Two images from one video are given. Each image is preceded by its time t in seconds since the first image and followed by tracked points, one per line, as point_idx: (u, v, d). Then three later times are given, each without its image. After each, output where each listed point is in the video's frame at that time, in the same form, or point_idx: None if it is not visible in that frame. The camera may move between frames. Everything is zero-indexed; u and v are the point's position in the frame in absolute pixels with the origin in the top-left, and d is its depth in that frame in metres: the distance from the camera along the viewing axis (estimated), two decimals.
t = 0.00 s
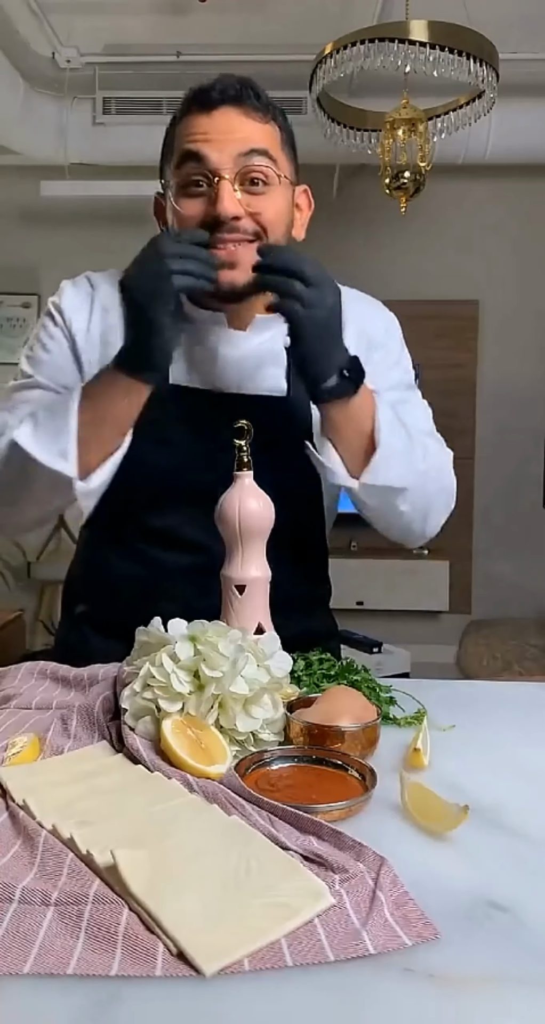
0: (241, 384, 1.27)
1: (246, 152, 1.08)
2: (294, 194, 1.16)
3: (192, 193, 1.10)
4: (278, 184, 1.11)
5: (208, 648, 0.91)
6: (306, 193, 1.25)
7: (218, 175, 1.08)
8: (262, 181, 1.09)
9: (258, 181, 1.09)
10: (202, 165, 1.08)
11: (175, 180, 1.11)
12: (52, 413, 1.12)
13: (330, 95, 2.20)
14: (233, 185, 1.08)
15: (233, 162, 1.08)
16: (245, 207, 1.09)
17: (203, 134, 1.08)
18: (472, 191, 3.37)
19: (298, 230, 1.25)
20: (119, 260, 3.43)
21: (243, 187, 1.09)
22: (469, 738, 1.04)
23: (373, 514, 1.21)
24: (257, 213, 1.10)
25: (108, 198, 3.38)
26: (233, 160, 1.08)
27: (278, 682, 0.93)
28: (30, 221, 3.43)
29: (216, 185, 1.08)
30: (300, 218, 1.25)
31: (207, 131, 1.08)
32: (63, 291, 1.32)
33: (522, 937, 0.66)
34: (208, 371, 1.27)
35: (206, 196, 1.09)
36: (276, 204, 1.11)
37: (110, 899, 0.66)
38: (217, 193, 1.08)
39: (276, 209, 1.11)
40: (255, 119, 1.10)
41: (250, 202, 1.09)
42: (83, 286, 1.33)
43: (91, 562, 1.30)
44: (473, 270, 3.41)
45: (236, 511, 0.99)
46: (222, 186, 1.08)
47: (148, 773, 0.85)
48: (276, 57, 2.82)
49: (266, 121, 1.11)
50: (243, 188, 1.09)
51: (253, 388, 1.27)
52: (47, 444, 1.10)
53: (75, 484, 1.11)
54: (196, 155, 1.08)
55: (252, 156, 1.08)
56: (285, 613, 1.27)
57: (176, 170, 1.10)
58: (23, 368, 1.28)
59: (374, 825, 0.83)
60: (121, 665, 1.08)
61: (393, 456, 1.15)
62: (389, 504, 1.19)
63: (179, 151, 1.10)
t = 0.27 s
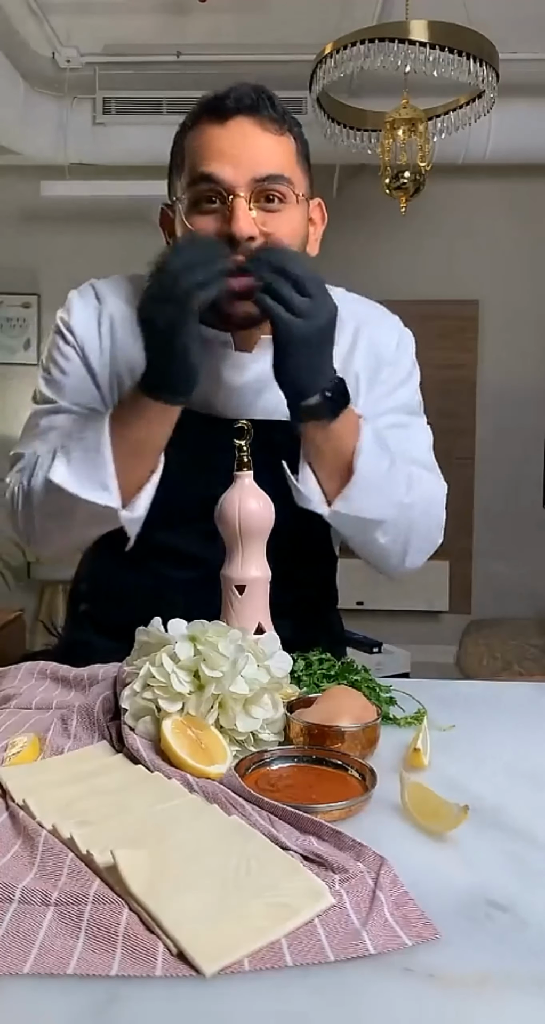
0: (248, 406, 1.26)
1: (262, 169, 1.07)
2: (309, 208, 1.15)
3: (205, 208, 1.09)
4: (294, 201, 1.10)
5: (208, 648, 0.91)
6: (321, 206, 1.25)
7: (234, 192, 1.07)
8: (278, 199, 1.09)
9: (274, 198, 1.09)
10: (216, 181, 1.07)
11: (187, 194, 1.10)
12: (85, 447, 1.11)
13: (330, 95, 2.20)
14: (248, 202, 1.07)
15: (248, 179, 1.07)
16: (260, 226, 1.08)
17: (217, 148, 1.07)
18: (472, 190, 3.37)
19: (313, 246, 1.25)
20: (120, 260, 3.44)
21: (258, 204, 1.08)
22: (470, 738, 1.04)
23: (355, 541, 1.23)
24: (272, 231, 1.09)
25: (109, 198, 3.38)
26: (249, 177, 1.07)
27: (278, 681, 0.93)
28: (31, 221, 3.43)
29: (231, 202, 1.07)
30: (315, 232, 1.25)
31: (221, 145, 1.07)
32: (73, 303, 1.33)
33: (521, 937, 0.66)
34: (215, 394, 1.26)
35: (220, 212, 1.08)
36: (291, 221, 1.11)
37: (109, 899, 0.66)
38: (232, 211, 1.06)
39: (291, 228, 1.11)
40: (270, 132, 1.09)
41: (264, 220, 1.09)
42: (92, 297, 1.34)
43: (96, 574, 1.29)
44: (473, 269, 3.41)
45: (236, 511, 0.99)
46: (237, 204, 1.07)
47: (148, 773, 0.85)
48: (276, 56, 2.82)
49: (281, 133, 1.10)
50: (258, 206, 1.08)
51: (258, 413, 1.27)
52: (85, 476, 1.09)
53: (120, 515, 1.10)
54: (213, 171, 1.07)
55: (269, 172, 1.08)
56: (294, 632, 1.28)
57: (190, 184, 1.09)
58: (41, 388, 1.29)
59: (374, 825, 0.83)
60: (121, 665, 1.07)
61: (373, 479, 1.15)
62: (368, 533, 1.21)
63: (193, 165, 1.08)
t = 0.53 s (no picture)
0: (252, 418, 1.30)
1: (269, 183, 1.08)
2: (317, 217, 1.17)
3: (211, 221, 1.12)
4: (302, 215, 1.12)
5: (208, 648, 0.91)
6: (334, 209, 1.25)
7: (239, 208, 1.09)
8: (286, 213, 1.11)
9: (280, 213, 1.11)
10: (222, 197, 1.09)
11: (191, 205, 1.12)
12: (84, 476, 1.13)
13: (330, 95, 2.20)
14: (254, 219, 1.10)
15: (254, 195, 1.08)
16: (264, 243, 1.11)
17: (225, 161, 1.08)
18: (472, 190, 3.37)
19: (324, 252, 1.25)
20: (119, 261, 3.43)
21: (264, 219, 1.11)
22: (470, 739, 1.04)
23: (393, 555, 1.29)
24: (277, 248, 1.12)
25: (108, 197, 3.38)
26: (255, 193, 1.08)
27: (277, 683, 0.92)
28: (30, 221, 3.43)
29: (236, 220, 1.09)
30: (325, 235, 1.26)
31: (228, 156, 1.08)
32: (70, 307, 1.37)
33: (521, 938, 0.66)
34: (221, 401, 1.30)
35: (225, 227, 1.11)
36: (296, 235, 1.13)
37: (110, 899, 0.66)
38: (237, 229, 1.09)
39: (298, 243, 1.13)
40: (279, 141, 1.09)
41: (269, 237, 1.11)
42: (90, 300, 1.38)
43: (105, 581, 1.32)
44: (473, 269, 3.41)
45: (236, 512, 0.99)
46: (243, 222, 1.09)
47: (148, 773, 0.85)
48: (276, 56, 2.81)
49: (291, 141, 1.09)
50: (264, 221, 1.11)
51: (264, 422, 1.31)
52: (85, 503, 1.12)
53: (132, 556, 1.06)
54: (219, 185, 1.08)
55: (277, 187, 1.09)
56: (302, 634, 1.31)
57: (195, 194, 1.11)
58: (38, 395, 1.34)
59: (374, 825, 0.83)
60: (121, 665, 1.07)
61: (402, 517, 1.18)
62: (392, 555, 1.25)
63: (199, 177, 1.10)
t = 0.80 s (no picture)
0: (255, 406, 1.27)
1: (274, 138, 1.04)
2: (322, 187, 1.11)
3: (214, 179, 1.06)
4: (308, 173, 1.06)
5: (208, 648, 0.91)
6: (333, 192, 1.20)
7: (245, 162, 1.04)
8: (292, 171, 1.05)
9: (287, 169, 1.05)
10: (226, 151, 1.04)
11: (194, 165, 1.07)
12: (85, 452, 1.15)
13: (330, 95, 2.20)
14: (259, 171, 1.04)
15: (260, 149, 1.04)
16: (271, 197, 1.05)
17: (229, 118, 1.04)
18: (471, 190, 3.37)
19: (326, 230, 1.19)
20: (119, 261, 3.43)
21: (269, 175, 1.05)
22: (470, 739, 1.04)
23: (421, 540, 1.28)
24: (284, 203, 1.05)
25: (108, 197, 3.38)
26: (260, 147, 1.04)
27: (277, 684, 0.93)
28: (30, 221, 3.43)
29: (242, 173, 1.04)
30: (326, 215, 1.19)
31: (232, 113, 1.04)
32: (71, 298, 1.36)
33: (522, 938, 0.66)
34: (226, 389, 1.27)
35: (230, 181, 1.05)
36: (303, 194, 1.07)
37: (110, 899, 0.66)
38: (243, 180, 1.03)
39: (304, 202, 1.07)
40: (284, 100, 1.05)
41: (275, 191, 1.05)
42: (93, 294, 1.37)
43: (105, 580, 1.32)
44: (473, 269, 3.41)
45: (236, 512, 0.99)
46: (249, 173, 1.03)
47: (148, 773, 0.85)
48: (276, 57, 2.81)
49: (295, 103, 1.06)
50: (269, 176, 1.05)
51: (267, 409, 1.28)
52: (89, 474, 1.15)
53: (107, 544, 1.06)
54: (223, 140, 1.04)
55: (282, 141, 1.04)
56: (302, 634, 1.31)
57: (197, 153, 1.06)
58: (30, 379, 1.31)
59: (374, 825, 0.83)
60: (121, 665, 1.07)
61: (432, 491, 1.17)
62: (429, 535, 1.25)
63: (202, 136, 1.06)
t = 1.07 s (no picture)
0: (260, 405, 1.25)
1: (265, 167, 1.05)
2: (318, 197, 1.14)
3: (205, 206, 1.09)
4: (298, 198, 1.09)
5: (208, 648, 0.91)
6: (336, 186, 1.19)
7: (235, 194, 1.07)
8: (283, 197, 1.08)
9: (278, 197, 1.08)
10: (218, 181, 1.06)
11: (187, 189, 1.09)
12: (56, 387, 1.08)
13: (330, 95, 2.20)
14: (249, 204, 1.07)
15: (250, 180, 1.06)
16: (261, 229, 1.08)
17: (221, 144, 1.05)
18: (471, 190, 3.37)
19: (327, 231, 1.20)
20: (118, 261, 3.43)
21: (260, 204, 1.08)
22: (469, 739, 1.04)
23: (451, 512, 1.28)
24: (274, 233, 1.09)
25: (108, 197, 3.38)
26: (251, 176, 1.06)
27: (278, 683, 0.93)
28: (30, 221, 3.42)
29: (231, 206, 1.07)
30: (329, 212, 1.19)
31: (223, 138, 1.05)
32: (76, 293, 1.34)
33: (522, 938, 0.66)
34: (227, 388, 1.25)
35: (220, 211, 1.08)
36: (294, 219, 1.10)
37: (109, 899, 0.66)
38: (232, 216, 1.07)
39: (296, 227, 1.11)
40: (276, 121, 1.05)
41: (265, 222, 1.08)
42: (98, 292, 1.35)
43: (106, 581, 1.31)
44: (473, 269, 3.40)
45: (235, 511, 0.99)
46: (238, 209, 1.07)
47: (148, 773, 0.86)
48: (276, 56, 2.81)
49: (288, 120, 1.06)
50: (260, 205, 1.08)
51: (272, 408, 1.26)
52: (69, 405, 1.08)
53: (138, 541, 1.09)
54: (215, 170, 1.06)
55: (274, 170, 1.06)
56: (306, 631, 1.30)
57: (191, 179, 1.08)
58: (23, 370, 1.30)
59: (374, 825, 0.83)
60: (121, 665, 1.07)
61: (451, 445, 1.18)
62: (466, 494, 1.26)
63: (194, 162, 1.07)
